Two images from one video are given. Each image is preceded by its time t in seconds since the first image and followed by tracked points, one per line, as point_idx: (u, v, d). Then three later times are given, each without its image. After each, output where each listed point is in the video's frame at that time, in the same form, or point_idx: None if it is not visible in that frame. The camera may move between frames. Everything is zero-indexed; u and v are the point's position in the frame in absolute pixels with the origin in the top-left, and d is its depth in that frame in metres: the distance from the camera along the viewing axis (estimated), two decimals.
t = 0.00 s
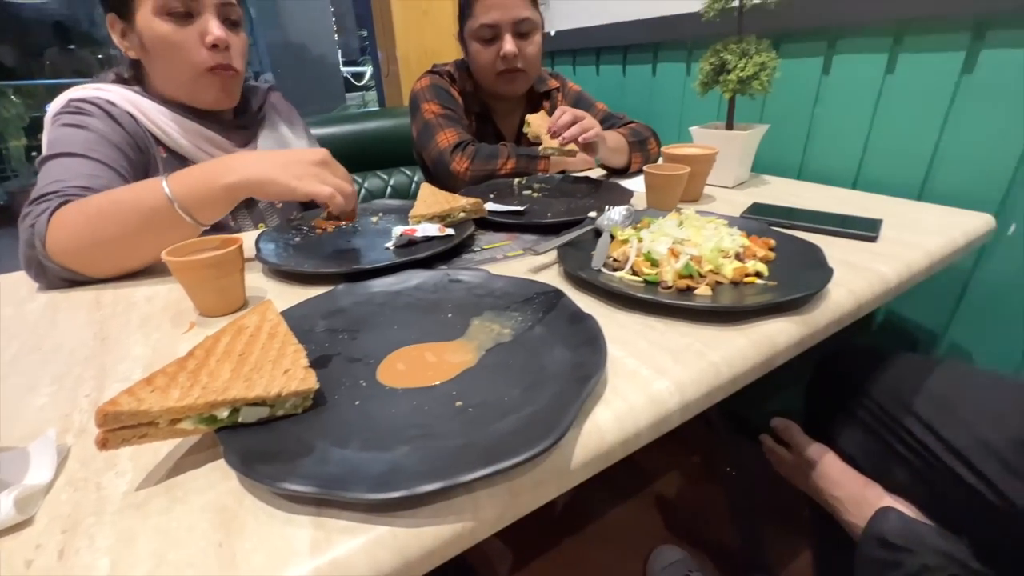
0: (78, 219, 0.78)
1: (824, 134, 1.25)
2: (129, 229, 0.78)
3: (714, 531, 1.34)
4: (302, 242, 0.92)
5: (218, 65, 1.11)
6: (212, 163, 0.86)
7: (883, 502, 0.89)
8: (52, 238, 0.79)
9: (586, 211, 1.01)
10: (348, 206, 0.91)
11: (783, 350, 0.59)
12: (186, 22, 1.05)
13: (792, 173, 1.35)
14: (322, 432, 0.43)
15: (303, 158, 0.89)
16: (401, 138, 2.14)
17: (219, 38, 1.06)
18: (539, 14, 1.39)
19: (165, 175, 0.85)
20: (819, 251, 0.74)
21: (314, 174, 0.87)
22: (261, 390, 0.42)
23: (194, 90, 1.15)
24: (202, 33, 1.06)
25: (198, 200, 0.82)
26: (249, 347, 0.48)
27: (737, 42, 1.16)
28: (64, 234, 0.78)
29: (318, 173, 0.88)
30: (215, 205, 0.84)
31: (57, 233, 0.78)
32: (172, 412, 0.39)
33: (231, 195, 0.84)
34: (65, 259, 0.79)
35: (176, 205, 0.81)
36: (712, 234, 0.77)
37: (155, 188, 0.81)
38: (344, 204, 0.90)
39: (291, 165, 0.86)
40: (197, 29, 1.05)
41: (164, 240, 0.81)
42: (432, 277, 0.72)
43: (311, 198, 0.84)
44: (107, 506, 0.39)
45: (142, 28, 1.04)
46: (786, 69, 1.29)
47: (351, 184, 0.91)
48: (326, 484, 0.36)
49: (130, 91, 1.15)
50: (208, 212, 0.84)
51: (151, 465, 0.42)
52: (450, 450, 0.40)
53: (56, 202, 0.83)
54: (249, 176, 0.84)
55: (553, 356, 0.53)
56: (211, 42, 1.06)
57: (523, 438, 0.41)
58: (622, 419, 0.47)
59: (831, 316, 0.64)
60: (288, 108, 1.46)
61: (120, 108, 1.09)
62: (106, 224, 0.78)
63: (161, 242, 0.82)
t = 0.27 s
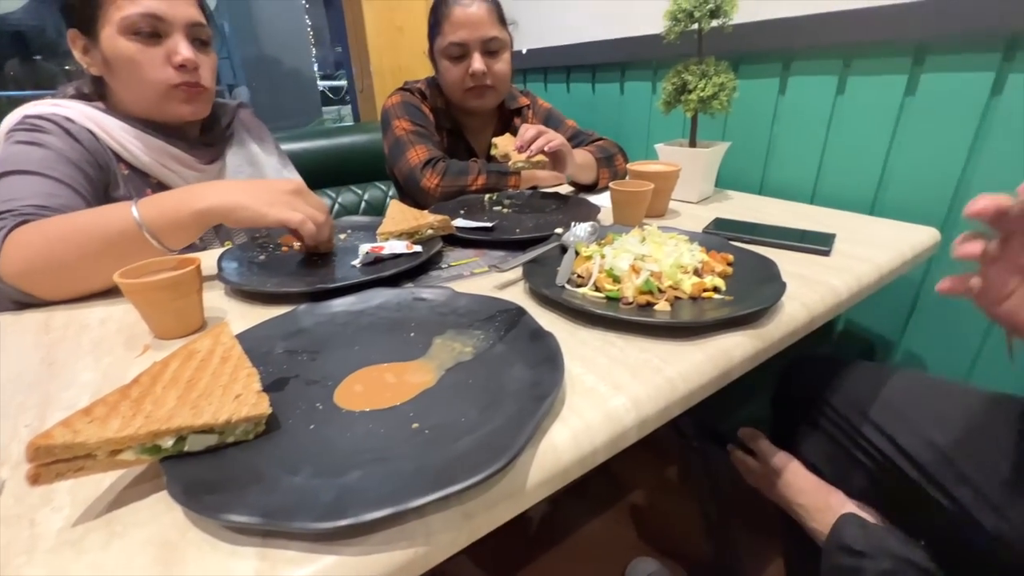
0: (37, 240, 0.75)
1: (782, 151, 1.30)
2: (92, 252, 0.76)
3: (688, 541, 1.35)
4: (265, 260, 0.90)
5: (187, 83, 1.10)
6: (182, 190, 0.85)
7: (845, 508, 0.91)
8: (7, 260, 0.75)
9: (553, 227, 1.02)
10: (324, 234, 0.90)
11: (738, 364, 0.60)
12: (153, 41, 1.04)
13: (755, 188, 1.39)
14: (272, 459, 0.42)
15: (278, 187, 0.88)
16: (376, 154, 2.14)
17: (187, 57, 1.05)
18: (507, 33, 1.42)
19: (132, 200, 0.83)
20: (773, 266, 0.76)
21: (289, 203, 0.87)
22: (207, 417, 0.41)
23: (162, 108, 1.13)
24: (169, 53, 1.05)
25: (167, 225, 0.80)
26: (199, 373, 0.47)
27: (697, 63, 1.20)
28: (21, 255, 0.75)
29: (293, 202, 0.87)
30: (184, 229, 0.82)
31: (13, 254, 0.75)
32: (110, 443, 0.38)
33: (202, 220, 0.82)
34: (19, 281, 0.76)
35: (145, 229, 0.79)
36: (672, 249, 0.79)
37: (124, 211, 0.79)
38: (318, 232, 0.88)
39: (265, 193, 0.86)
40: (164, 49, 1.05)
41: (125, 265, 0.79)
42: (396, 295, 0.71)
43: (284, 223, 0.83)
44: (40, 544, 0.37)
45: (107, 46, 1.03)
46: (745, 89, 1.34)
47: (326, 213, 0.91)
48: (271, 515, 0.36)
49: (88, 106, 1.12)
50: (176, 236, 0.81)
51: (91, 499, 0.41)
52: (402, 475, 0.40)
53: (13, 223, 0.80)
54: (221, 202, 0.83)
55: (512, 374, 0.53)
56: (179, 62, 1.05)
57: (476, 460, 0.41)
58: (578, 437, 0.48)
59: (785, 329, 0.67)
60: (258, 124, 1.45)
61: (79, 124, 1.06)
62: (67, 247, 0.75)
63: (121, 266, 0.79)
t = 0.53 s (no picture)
0: None
1: (759, 161, 1.32)
2: (35, 265, 0.72)
3: (673, 556, 1.33)
4: (232, 274, 0.87)
5: (155, 94, 1.06)
6: (142, 198, 0.82)
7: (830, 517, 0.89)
8: None
9: (533, 239, 1.00)
10: (293, 249, 0.85)
11: (721, 379, 0.59)
12: (121, 50, 1.00)
13: (733, 199, 1.40)
14: (227, 494, 0.39)
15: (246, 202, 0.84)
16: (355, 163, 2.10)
17: (156, 68, 1.01)
18: (486, 42, 1.42)
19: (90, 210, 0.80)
20: (754, 278, 0.76)
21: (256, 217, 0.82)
22: (153, 451, 0.38)
23: (128, 118, 1.08)
24: (137, 65, 1.01)
25: (121, 236, 0.77)
26: (148, 400, 0.44)
27: (676, 75, 1.21)
28: None
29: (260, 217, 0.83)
30: (139, 241, 0.79)
31: None
32: (40, 483, 0.34)
33: (159, 232, 0.79)
34: None
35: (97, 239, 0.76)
36: (653, 262, 0.78)
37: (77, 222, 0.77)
38: (287, 249, 0.84)
39: (230, 208, 0.82)
40: (132, 58, 1.00)
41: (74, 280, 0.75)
42: (369, 311, 0.68)
43: (243, 238, 0.79)
44: None
45: (70, 53, 0.98)
46: (723, 101, 1.36)
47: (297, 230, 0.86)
48: (219, 560, 0.33)
49: (44, 113, 1.06)
50: (131, 248, 0.78)
51: (19, 544, 0.37)
52: (367, 509, 0.37)
53: None
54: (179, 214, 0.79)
55: (488, 395, 0.51)
56: (147, 72, 1.01)
57: (448, 492, 0.38)
58: (557, 462, 0.45)
59: (767, 342, 0.66)
60: (231, 133, 1.41)
61: (35, 132, 1.01)
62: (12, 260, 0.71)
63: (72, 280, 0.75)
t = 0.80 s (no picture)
0: None
1: (749, 167, 1.34)
2: (17, 268, 0.70)
3: (666, 560, 1.34)
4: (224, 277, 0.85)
5: (145, 98, 1.04)
6: (129, 201, 0.80)
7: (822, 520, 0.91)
8: None
9: (529, 242, 1.00)
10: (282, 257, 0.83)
11: (719, 380, 0.60)
12: (113, 54, 0.98)
13: (724, 204, 1.42)
14: (226, 500, 0.38)
15: (235, 206, 0.82)
16: (345, 168, 2.08)
17: (148, 74, 1.00)
18: (478, 42, 1.43)
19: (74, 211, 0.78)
20: (750, 281, 0.76)
21: (246, 223, 0.81)
22: (149, 456, 0.37)
23: (116, 120, 1.06)
24: (128, 68, 0.99)
25: (104, 238, 0.75)
26: (142, 404, 0.42)
27: (668, 81, 1.22)
28: None
29: (250, 222, 0.81)
30: (124, 244, 0.76)
31: None
32: (29, 490, 0.33)
33: (144, 236, 0.77)
34: None
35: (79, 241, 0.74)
36: (650, 265, 0.79)
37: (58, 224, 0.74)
38: (278, 256, 0.82)
39: (219, 213, 0.80)
40: (123, 61, 0.99)
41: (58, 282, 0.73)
42: (366, 313, 0.68)
43: (231, 244, 0.77)
44: None
45: (60, 54, 0.96)
46: (713, 108, 1.38)
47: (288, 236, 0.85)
48: (221, 568, 0.32)
49: (32, 112, 1.04)
50: (114, 252, 0.76)
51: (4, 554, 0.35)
52: (372, 514, 0.37)
53: None
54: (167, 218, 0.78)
55: (490, 397, 0.50)
56: (139, 77, 1.00)
57: (454, 494, 0.38)
58: (561, 463, 0.45)
59: (763, 344, 0.66)
60: (220, 135, 1.39)
61: (21, 132, 0.99)
62: None
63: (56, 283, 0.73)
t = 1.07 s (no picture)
0: None
1: (743, 172, 1.35)
2: (10, 271, 0.69)
3: (662, 563, 1.34)
4: (222, 280, 0.84)
5: (144, 103, 1.04)
6: (131, 205, 0.79)
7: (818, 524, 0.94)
8: None
9: (527, 246, 1.01)
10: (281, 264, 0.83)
11: (719, 382, 0.60)
12: (114, 58, 0.98)
13: (718, 209, 1.44)
14: (230, 502, 0.38)
15: (237, 211, 0.81)
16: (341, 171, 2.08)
17: (149, 79, 1.00)
18: (474, 44, 1.44)
19: (74, 214, 0.77)
20: (747, 285, 0.77)
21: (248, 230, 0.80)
22: (154, 458, 0.37)
23: (113, 122, 1.05)
24: (128, 72, 0.99)
25: (104, 244, 0.74)
26: (145, 407, 0.42)
27: (664, 87, 1.23)
28: None
29: (252, 230, 0.81)
30: (124, 250, 0.76)
31: None
32: (33, 493, 0.33)
33: (145, 242, 0.76)
34: None
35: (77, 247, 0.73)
36: (648, 268, 0.79)
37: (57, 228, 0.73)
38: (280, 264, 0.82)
39: (221, 220, 0.79)
40: (124, 66, 0.99)
41: (57, 286, 0.72)
42: (367, 316, 0.68)
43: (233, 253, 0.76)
44: None
45: (60, 56, 0.95)
46: (708, 114, 1.40)
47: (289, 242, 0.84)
48: (229, 570, 0.32)
49: (27, 113, 1.04)
50: (114, 257, 0.75)
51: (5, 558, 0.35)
52: (379, 515, 0.37)
53: None
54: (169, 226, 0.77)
55: (493, 399, 0.51)
56: (139, 82, 0.99)
57: (461, 495, 0.38)
58: (565, 465, 0.45)
59: (761, 347, 0.67)
60: (217, 139, 1.38)
61: (16, 133, 0.99)
62: None
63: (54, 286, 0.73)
